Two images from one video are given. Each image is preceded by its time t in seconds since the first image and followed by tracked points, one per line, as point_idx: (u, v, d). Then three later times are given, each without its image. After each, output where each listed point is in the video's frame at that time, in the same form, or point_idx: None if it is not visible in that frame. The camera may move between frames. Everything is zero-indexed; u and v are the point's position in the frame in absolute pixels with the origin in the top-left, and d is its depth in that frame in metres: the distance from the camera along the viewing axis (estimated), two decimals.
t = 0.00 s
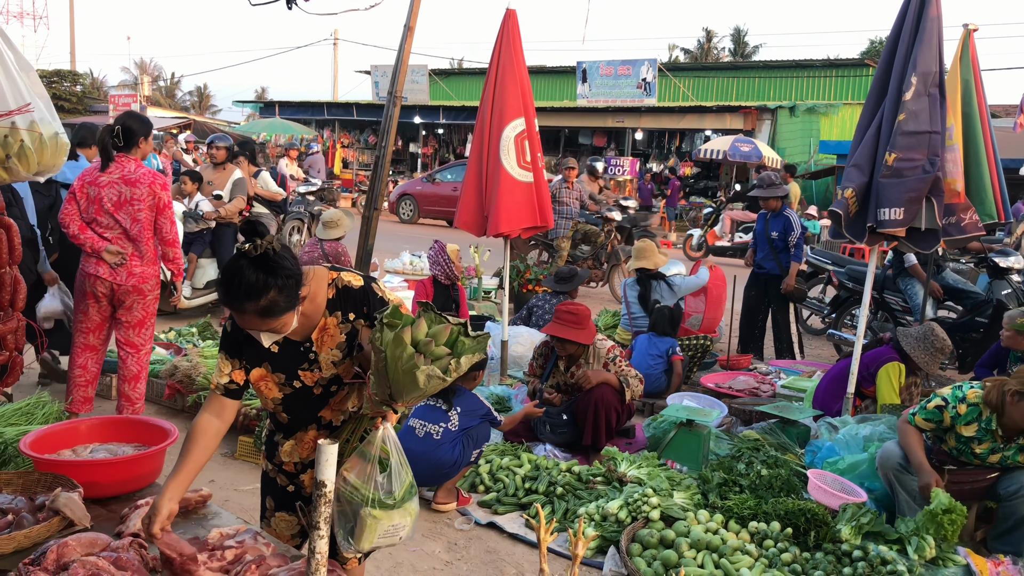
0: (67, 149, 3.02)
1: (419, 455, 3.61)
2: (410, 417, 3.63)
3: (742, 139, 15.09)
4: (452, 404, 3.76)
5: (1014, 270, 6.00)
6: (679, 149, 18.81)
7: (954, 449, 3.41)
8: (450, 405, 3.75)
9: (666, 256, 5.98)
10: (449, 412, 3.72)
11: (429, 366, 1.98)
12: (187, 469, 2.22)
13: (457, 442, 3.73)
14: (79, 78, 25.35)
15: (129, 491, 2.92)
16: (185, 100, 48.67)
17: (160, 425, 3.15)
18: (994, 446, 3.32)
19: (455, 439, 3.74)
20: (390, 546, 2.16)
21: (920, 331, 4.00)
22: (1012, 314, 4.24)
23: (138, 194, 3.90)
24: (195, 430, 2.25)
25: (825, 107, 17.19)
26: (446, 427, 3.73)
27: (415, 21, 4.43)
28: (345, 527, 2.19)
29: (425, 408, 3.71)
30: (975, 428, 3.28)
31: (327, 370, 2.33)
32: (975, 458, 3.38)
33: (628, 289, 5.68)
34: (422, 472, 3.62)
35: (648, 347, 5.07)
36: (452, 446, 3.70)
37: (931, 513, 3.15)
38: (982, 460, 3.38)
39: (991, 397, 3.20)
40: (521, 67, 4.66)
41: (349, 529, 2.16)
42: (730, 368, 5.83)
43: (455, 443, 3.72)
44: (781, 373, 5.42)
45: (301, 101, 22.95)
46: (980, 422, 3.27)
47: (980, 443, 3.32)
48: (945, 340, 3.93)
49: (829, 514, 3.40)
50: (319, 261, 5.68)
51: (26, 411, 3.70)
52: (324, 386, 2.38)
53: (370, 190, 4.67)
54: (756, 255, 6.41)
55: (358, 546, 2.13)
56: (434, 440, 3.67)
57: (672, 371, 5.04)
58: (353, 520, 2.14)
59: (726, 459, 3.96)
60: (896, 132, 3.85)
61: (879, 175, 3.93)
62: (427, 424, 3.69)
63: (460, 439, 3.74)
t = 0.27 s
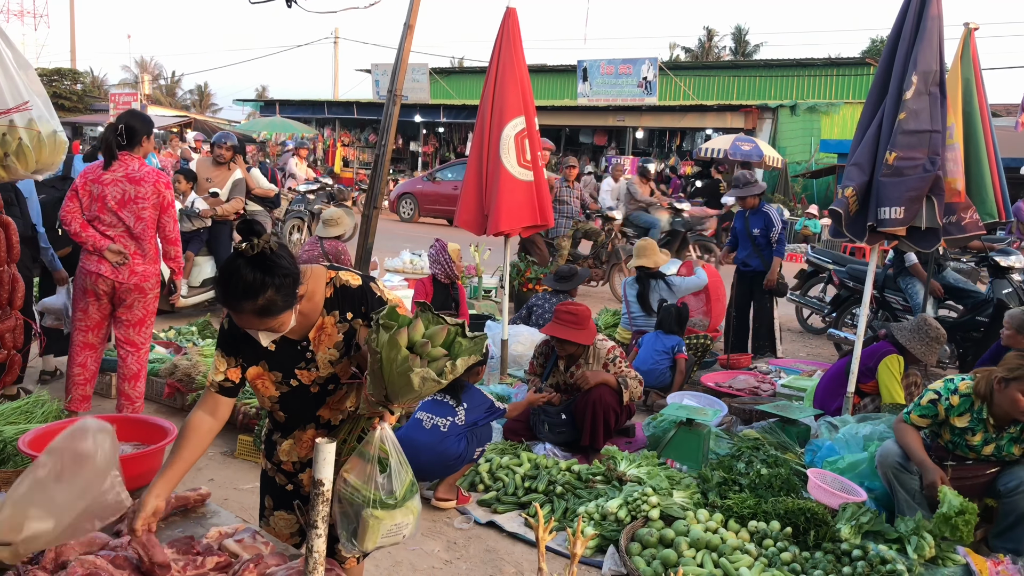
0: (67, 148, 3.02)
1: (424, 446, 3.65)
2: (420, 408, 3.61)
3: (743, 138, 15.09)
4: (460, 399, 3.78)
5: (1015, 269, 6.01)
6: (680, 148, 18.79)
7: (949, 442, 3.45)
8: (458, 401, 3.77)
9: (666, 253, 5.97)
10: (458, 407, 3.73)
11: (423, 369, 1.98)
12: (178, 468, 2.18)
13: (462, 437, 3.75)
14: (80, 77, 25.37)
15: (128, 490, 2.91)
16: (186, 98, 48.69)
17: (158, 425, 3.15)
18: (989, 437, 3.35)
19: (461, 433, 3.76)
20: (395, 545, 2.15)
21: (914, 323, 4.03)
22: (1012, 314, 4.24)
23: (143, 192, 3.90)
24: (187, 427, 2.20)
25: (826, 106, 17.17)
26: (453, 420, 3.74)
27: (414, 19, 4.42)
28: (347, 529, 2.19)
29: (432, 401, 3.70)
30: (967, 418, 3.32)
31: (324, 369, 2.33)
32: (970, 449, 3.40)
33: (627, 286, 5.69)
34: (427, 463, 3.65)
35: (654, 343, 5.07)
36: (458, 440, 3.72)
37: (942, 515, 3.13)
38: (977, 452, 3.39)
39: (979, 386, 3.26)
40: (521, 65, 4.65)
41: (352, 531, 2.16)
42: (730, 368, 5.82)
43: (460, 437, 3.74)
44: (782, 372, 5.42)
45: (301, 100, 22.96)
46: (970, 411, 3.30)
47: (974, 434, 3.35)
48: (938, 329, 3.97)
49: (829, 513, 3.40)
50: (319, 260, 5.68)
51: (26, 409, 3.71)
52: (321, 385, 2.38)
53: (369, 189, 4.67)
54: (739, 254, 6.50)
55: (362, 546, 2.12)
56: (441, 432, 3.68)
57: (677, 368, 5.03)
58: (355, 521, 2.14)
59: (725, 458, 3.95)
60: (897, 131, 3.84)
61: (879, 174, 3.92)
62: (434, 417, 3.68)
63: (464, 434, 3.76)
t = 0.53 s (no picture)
0: (63, 148, 3.02)
1: (427, 440, 3.70)
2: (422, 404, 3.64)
3: (741, 137, 15.09)
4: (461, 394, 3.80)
5: (1012, 267, 6.03)
6: (678, 147, 18.78)
7: (945, 429, 3.47)
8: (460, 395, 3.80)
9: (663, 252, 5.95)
10: (460, 402, 3.76)
11: (422, 368, 1.99)
12: (199, 467, 2.27)
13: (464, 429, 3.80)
14: (77, 76, 25.32)
15: (126, 490, 2.91)
16: (184, 97, 48.63)
17: (155, 424, 3.15)
18: (982, 418, 3.36)
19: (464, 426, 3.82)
20: (392, 545, 2.15)
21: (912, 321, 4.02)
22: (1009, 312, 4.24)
23: (144, 193, 3.91)
24: (201, 428, 2.29)
25: (823, 104, 17.15)
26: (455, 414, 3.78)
27: (411, 19, 4.42)
28: (348, 531, 2.18)
29: (434, 396, 3.73)
30: (957, 401, 3.36)
31: (320, 368, 2.33)
32: (965, 434, 3.41)
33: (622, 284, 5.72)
34: (430, 456, 3.71)
35: (650, 340, 5.07)
36: (460, 433, 3.78)
37: (944, 511, 3.15)
38: (973, 436, 3.40)
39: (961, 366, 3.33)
40: (518, 64, 4.65)
41: (352, 532, 2.16)
42: (727, 366, 5.83)
43: (463, 430, 3.79)
44: (779, 370, 5.42)
45: (299, 99, 22.92)
46: (959, 393, 3.35)
47: (966, 416, 3.37)
48: (936, 325, 3.96)
49: (826, 512, 3.40)
50: (316, 259, 5.68)
51: (22, 409, 3.71)
52: (317, 384, 2.37)
53: (366, 188, 4.67)
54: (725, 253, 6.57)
55: (362, 548, 2.12)
56: (444, 426, 3.73)
57: (674, 366, 5.04)
58: (355, 522, 2.14)
59: (723, 457, 3.96)
60: (894, 129, 3.84)
61: (876, 173, 3.92)
62: (437, 411, 3.73)
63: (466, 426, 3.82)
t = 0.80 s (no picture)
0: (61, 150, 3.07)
1: (428, 439, 3.72)
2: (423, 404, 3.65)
3: (739, 138, 15.11)
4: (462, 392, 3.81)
5: (1009, 269, 6.05)
6: (676, 148, 18.79)
7: (939, 420, 3.48)
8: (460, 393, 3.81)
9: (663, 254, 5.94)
10: (460, 402, 3.77)
11: (428, 360, 1.99)
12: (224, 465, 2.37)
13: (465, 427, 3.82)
14: (75, 77, 25.30)
15: (124, 492, 2.91)
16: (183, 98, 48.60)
17: (154, 427, 3.14)
18: (970, 399, 3.41)
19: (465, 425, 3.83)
20: (390, 548, 2.15)
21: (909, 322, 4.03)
22: (1008, 313, 4.24)
23: (149, 195, 3.95)
24: (219, 430, 2.40)
25: (821, 106, 17.15)
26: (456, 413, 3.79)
27: (409, 20, 4.42)
28: (343, 531, 2.18)
29: (435, 395, 3.74)
30: (943, 388, 3.40)
31: (319, 370, 2.33)
32: (960, 420, 3.43)
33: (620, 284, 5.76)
34: (432, 454, 3.73)
35: (649, 340, 5.09)
36: (460, 433, 3.79)
37: (954, 498, 3.16)
38: (968, 420, 3.43)
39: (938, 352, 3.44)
40: (516, 65, 4.66)
41: (348, 533, 2.16)
42: (726, 367, 5.83)
43: (464, 429, 3.80)
44: (778, 372, 5.43)
45: (297, 100, 22.92)
46: (946, 379, 3.40)
47: (955, 400, 3.42)
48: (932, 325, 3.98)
49: (824, 513, 3.40)
50: (315, 261, 5.68)
51: (21, 411, 3.71)
52: (316, 386, 2.37)
53: (365, 190, 4.67)
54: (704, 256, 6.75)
55: (358, 549, 2.12)
56: (445, 425, 3.75)
57: (672, 367, 5.04)
58: (351, 523, 2.14)
59: (721, 458, 3.96)
60: (892, 131, 3.85)
61: (874, 174, 3.93)
62: (437, 409, 3.74)
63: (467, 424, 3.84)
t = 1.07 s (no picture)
0: (60, 152, 3.03)
1: (424, 442, 3.72)
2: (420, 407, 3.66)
3: (738, 140, 15.13)
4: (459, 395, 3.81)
5: (1008, 271, 6.07)
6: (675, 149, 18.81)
7: (933, 415, 3.48)
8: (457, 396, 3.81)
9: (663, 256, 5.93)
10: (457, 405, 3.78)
11: (430, 347, 2.00)
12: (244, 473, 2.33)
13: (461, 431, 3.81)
14: (74, 79, 25.29)
15: (123, 494, 2.91)
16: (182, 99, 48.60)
17: (152, 428, 3.14)
18: (959, 388, 3.45)
19: (461, 428, 3.83)
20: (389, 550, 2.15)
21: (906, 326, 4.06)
22: (1007, 315, 4.24)
23: (153, 198, 4.00)
24: (234, 441, 2.34)
25: (820, 107, 17.15)
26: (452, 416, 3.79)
27: (408, 22, 4.43)
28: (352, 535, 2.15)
29: (432, 397, 3.76)
30: (932, 380, 3.43)
31: (317, 373, 2.34)
32: (954, 410, 3.46)
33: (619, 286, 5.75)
34: (425, 458, 3.73)
35: (648, 342, 5.09)
36: (456, 436, 3.79)
37: (954, 498, 3.20)
38: (961, 410, 3.47)
39: (921, 346, 3.48)
40: (515, 67, 4.66)
41: (357, 535, 2.13)
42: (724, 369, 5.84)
43: (459, 432, 3.80)
44: (776, 373, 5.44)
45: (296, 102, 22.93)
46: (934, 372, 3.43)
47: (945, 391, 3.44)
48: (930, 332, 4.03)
49: (823, 515, 3.40)
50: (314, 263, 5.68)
51: (19, 413, 3.72)
52: (315, 389, 2.37)
53: (364, 192, 4.67)
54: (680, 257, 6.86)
55: (368, 551, 2.11)
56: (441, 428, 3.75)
57: (671, 369, 5.04)
58: (360, 525, 2.12)
59: (720, 460, 3.96)
60: (890, 133, 3.85)
61: (873, 176, 3.93)
62: (434, 413, 3.74)
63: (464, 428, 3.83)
